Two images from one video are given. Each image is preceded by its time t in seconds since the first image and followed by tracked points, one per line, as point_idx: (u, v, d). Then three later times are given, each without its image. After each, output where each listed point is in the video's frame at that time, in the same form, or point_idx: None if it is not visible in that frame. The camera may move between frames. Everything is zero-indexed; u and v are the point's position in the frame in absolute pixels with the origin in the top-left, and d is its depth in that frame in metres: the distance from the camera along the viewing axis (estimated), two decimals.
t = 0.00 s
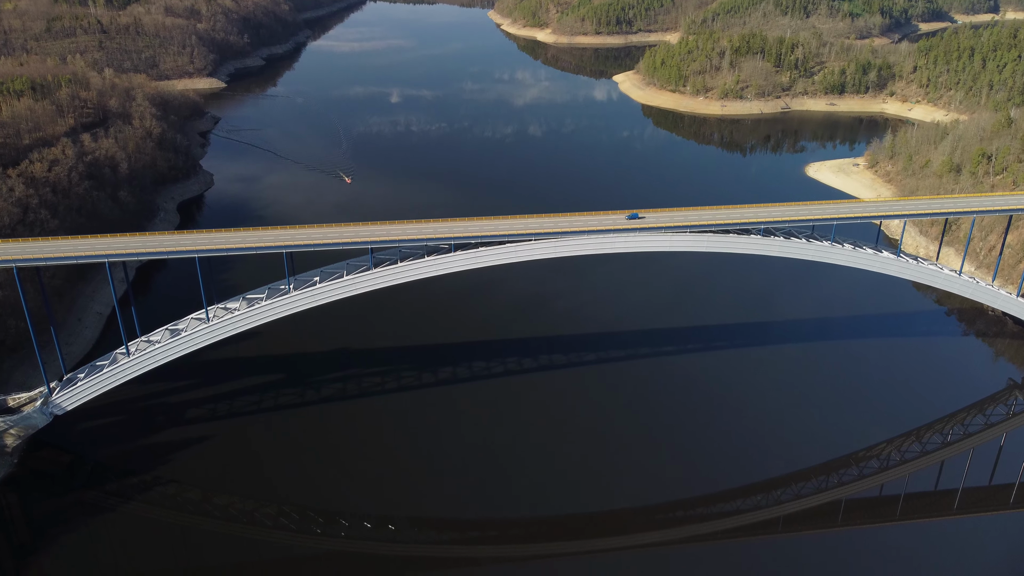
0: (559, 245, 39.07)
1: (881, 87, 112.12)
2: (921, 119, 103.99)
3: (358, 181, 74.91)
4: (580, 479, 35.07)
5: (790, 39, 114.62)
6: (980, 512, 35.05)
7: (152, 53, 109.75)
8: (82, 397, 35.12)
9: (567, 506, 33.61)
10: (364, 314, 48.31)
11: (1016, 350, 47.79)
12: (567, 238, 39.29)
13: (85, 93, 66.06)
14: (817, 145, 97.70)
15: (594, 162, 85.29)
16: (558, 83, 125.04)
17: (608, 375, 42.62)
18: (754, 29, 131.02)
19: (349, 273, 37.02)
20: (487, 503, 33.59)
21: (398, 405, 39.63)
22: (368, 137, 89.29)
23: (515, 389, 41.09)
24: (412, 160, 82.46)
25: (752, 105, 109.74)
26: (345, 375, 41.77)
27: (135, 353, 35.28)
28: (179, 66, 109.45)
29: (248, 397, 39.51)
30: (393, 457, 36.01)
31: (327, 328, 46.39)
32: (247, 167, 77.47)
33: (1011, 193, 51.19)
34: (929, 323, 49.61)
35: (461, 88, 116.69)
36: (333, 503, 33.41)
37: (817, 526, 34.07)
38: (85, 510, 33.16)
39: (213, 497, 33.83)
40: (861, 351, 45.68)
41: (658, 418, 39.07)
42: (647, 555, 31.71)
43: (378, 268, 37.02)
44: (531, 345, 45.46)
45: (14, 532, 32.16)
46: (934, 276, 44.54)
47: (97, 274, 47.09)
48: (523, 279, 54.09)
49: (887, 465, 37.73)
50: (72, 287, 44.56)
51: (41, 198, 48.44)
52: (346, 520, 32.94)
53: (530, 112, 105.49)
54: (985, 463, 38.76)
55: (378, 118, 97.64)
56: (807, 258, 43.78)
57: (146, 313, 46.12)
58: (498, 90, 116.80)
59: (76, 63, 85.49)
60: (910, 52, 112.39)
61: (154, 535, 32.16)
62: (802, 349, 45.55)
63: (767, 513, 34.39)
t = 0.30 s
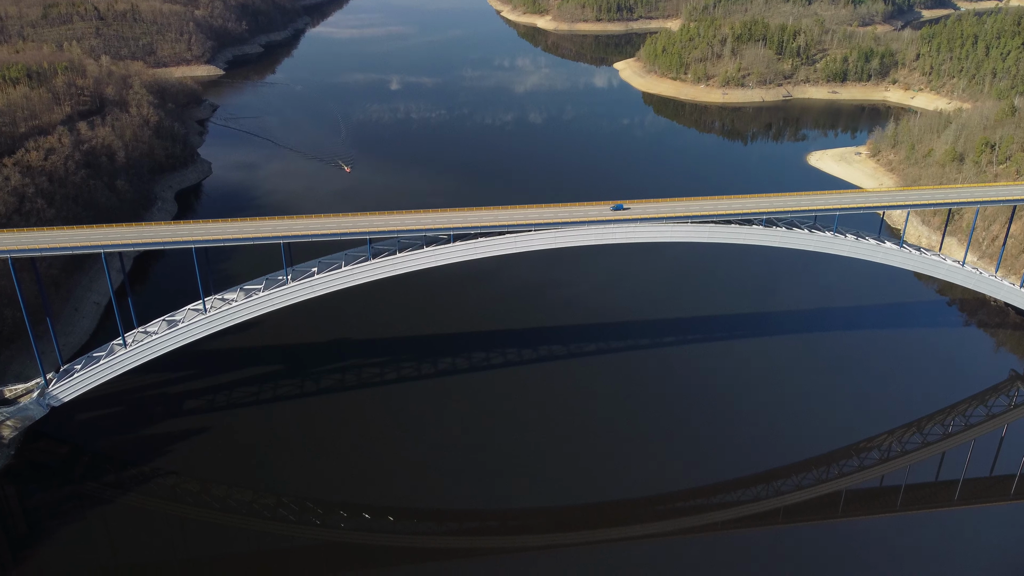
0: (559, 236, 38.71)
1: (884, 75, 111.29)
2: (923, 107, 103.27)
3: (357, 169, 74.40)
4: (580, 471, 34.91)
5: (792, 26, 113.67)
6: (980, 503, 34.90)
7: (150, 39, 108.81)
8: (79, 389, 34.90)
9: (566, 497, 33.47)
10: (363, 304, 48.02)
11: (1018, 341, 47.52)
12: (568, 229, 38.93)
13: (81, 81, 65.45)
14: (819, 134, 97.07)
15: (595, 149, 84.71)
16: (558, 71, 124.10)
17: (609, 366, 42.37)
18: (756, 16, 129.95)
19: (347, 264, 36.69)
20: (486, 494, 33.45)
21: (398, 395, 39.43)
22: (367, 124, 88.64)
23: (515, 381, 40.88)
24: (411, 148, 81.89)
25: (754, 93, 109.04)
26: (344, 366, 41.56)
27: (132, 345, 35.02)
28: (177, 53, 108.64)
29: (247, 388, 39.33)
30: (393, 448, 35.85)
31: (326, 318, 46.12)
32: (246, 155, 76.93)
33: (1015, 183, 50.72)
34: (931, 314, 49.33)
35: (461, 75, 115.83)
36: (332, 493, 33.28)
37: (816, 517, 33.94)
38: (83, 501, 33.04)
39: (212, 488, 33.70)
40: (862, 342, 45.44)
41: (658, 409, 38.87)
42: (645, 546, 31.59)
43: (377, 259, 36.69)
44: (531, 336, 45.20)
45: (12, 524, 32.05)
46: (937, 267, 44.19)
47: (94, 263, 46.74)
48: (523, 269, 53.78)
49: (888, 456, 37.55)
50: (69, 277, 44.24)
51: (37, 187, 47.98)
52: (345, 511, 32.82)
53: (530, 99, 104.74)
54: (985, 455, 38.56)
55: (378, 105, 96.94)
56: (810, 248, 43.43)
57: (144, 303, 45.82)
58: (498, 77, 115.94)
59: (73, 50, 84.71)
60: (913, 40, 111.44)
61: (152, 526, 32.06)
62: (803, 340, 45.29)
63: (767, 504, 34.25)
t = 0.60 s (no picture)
0: (560, 226, 38.34)
1: (886, 63, 110.39)
2: (926, 95, 102.52)
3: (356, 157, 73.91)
4: (580, 462, 34.73)
5: (794, 13, 112.63)
6: (982, 494, 34.76)
7: (147, 26, 107.85)
8: (76, 380, 34.65)
9: (567, 487, 33.34)
10: (362, 294, 47.76)
11: (1020, 331, 47.26)
12: (568, 219, 38.56)
13: (78, 68, 64.77)
14: (821, 121, 96.40)
15: (596, 137, 84.12)
16: (559, 58, 123.10)
17: (610, 357, 42.14)
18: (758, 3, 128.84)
19: (345, 254, 36.32)
20: (486, 485, 33.31)
21: (396, 386, 39.24)
22: (366, 111, 87.96)
23: (515, 371, 40.66)
24: (410, 136, 81.27)
25: (755, 81, 108.25)
26: (343, 356, 41.35)
27: (129, 336, 34.75)
28: (174, 40, 107.71)
29: (245, 379, 39.14)
30: (393, 438, 35.67)
31: (325, 309, 45.88)
32: (243, 143, 76.34)
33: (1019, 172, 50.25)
34: (933, 304, 49.03)
35: (461, 62, 114.95)
36: (331, 484, 33.14)
37: (818, 507, 33.80)
38: (81, 492, 32.86)
39: (210, 479, 33.54)
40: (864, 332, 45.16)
41: (659, 399, 38.69)
42: (646, 536, 31.47)
43: (375, 249, 36.34)
44: (531, 326, 44.93)
45: (11, 515, 31.90)
46: (940, 257, 43.84)
47: (91, 253, 46.38)
48: (523, 259, 53.44)
49: (890, 447, 37.37)
50: (67, 267, 43.89)
51: (33, 175, 47.49)
52: (344, 501, 32.69)
53: (530, 87, 103.92)
54: (987, 446, 38.39)
55: (377, 92, 96.19)
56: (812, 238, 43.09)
57: (141, 293, 45.52)
58: (498, 64, 115.05)
59: (70, 37, 83.84)
60: (916, 26, 110.46)
61: (150, 517, 31.90)
62: (805, 330, 45.03)
63: (769, 495, 34.11)
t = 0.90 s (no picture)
0: (560, 217, 37.98)
1: (889, 51, 109.56)
2: (929, 84, 101.75)
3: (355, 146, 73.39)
4: (581, 453, 34.55)
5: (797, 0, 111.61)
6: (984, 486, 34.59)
7: (145, 14, 106.95)
8: (73, 371, 34.38)
9: (567, 479, 33.20)
10: (361, 285, 47.45)
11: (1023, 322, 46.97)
12: (568, 210, 38.19)
13: (75, 57, 64.14)
14: (823, 110, 95.73)
15: (597, 125, 83.52)
16: (559, 45, 122.18)
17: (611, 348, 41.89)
18: None
19: (344, 246, 35.96)
20: (486, 476, 33.14)
21: (395, 377, 39.02)
22: (365, 100, 87.27)
23: (515, 363, 40.42)
24: (410, 124, 80.69)
25: (757, 69, 107.49)
26: (342, 347, 41.13)
27: (126, 327, 34.46)
28: (172, 27, 106.85)
29: (243, 370, 38.93)
30: (392, 430, 35.51)
31: (323, 300, 45.59)
32: (242, 131, 75.79)
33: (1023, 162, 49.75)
34: (935, 295, 48.72)
35: (461, 49, 114.04)
36: (330, 476, 32.98)
37: (819, 499, 33.66)
38: (79, 484, 32.69)
39: (209, 471, 33.39)
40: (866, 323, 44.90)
41: (659, 391, 38.47)
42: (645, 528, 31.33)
43: (374, 240, 35.98)
44: (531, 317, 44.67)
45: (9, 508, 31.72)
46: (943, 248, 43.45)
47: (88, 243, 46.06)
48: (524, 250, 53.09)
49: (891, 439, 37.18)
50: (64, 257, 43.58)
51: (30, 165, 47.00)
52: (343, 493, 32.54)
53: (531, 75, 103.12)
54: (989, 437, 38.19)
55: (377, 80, 95.48)
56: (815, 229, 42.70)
57: (139, 283, 45.23)
58: (498, 52, 114.20)
59: (66, 25, 83.14)
60: (920, 14, 109.49)
61: (149, 509, 31.74)
62: (807, 321, 44.76)
63: (770, 487, 33.94)
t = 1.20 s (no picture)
0: (567, 210, 37.61)
1: (899, 43, 108.39)
2: (940, 76, 100.55)
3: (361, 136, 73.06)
4: (588, 448, 34.31)
5: None
6: (995, 483, 34.18)
7: (151, 3, 106.68)
8: (80, 363, 34.13)
9: (575, 474, 32.96)
10: (367, 278, 47.24)
11: None
12: (575, 203, 37.82)
13: (81, 47, 64.12)
14: (832, 102, 94.77)
15: (605, 116, 82.96)
16: (567, 35, 121.36)
17: (618, 342, 41.59)
18: None
19: (350, 239, 35.65)
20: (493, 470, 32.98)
21: (402, 371, 38.83)
22: (371, 90, 86.85)
23: (521, 357, 40.16)
24: (416, 114, 80.23)
25: (766, 60, 106.50)
26: (349, 341, 40.93)
27: (132, 320, 34.24)
28: (178, 17, 106.58)
29: (249, 363, 38.79)
30: (398, 423, 35.32)
31: (330, 293, 45.37)
32: (248, 121, 75.52)
33: None
34: (946, 290, 48.17)
35: (468, 40, 113.40)
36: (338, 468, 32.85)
37: (828, 496, 33.35)
38: (86, 476, 32.50)
39: (217, 463, 33.24)
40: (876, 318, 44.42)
41: (668, 386, 38.17)
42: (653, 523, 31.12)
43: (380, 233, 35.66)
44: (538, 311, 44.37)
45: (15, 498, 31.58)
46: (955, 243, 42.88)
47: (94, 235, 45.97)
48: (531, 243, 52.79)
49: (901, 435, 36.79)
50: (70, 249, 43.50)
51: (35, 156, 46.54)
52: (351, 486, 32.35)
53: (537, 65, 102.50)
54: (1000, 435, 37.74)
55: (383, 70, 95.03)
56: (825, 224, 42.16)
57: (145, 275, 45.12)
58: (505, 42, 113.51)
59: (72, 15, 82.75)
60: (931, 5, 108.34)
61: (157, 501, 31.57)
62: (817, 316, 44.33)
63: (779, 482, 33.63)
